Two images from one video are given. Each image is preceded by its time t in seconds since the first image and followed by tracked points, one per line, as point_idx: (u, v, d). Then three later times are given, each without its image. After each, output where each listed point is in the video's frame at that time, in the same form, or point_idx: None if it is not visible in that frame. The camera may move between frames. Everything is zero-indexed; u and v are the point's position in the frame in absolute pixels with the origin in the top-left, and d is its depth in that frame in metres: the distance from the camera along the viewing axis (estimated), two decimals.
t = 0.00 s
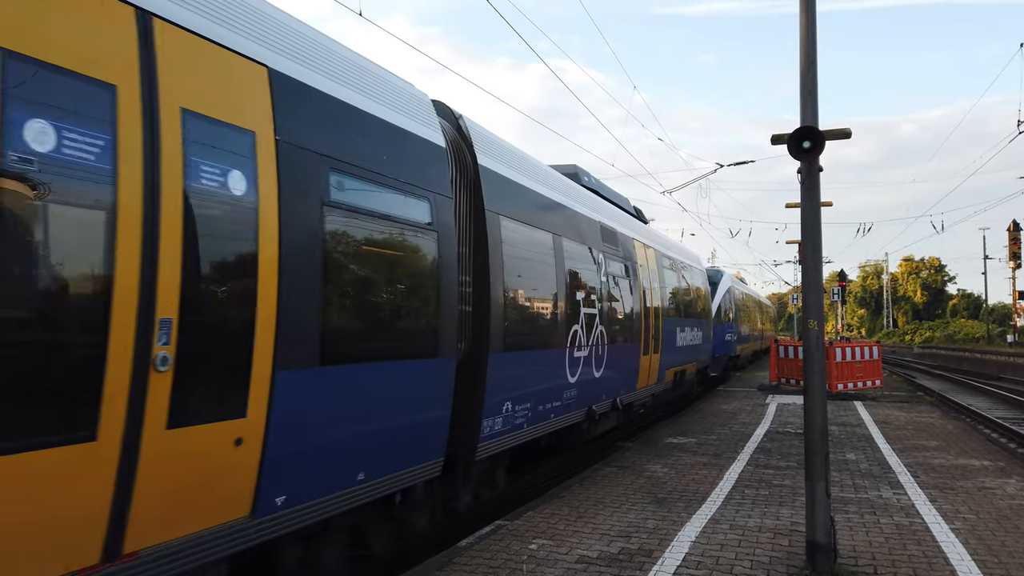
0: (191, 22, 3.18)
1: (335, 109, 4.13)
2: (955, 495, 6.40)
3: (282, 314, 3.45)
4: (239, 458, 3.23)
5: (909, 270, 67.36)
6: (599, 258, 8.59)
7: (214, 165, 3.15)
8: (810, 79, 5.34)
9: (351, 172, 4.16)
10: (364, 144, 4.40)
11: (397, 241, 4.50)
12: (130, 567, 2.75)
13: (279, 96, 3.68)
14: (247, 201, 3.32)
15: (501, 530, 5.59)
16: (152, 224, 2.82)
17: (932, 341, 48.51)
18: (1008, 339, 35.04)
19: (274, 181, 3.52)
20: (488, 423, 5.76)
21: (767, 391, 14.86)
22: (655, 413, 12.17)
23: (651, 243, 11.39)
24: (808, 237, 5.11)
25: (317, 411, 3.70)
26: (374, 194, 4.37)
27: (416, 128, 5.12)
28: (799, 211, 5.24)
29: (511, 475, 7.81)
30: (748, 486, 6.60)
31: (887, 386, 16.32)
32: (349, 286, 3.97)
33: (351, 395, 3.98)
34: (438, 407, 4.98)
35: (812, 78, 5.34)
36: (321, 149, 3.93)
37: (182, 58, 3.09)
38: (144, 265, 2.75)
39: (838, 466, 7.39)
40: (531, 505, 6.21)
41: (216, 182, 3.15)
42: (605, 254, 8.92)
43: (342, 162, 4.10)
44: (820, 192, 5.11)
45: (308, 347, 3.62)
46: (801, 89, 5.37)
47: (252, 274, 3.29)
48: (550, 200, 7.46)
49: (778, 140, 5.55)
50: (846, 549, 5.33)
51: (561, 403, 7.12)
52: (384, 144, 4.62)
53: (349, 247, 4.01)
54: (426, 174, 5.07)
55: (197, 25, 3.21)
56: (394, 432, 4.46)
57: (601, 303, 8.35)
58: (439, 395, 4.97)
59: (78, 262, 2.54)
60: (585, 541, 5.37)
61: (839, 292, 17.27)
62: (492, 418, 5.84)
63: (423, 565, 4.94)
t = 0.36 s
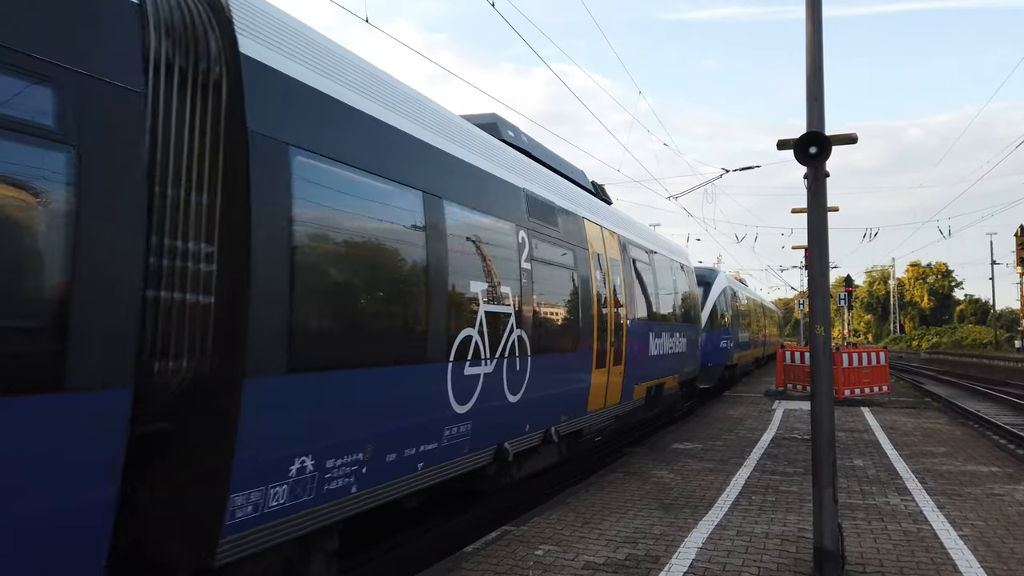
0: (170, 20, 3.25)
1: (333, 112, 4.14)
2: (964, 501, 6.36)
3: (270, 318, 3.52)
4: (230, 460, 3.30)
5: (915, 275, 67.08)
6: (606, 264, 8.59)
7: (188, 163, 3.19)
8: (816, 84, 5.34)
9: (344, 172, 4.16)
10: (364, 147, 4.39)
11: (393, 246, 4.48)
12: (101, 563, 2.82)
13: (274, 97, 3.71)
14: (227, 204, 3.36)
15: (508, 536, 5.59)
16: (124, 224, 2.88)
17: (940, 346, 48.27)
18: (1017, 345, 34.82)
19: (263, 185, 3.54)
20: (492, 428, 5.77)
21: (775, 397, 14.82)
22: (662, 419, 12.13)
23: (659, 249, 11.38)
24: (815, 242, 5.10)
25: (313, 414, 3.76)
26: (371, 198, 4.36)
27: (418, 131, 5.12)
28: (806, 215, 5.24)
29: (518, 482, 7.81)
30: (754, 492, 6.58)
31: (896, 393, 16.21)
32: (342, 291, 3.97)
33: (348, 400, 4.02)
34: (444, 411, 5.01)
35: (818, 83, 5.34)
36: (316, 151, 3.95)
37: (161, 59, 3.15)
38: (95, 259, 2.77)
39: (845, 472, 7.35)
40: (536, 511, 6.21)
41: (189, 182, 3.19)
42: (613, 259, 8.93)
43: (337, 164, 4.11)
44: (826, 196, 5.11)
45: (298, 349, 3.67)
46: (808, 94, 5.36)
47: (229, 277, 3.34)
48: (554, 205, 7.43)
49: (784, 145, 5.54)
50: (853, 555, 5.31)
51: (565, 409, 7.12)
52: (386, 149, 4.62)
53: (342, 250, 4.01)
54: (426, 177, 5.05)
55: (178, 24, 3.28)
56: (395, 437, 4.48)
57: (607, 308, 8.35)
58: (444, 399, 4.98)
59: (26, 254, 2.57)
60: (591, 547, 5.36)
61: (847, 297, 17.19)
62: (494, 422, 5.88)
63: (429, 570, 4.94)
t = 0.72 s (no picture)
0: (167, 20, 3.19)
1: (327, 117, 4.13)
2: (970, 508, 6.33)
3: (270, 324, 3.47)
4: (232, 466, 3.27)
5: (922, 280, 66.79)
6: (610, 269, 8.58)
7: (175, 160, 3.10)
8: (820, 90, 5.34)
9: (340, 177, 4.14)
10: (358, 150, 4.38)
11: (390, 249, 4.48)
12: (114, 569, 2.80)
13: (267, 101, 3.70)
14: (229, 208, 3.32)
15: (512, 542, 5.59)
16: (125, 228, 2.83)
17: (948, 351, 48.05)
18: None
19: (256, 191, 3.51)
20: (495, 433, 5.79)
21: (780, 402, 14.79)
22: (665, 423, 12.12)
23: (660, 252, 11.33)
24: (819, 247, 5.09)
25: (316, 420, 3.76)
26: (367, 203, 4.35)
27: (415, 137, 5.10)
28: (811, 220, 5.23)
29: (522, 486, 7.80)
30: (759, 498, 6.57)
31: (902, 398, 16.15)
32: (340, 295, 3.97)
33: (348, 404, 4.03)
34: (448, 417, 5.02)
35: (822, 89, 5.34)
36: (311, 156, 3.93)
37: (154, 60, 3.08)
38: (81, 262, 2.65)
39: (851, 479, 7.33)
40: (540, 517, 6.21)
41: (184, 184, 3.12)
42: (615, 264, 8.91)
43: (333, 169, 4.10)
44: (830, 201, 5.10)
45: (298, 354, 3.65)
46: (812, 100, 5.37)
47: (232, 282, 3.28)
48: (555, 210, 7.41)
49: (789, 150, 5.54)
50: (859, 561, 5.29)
51: (570, 415, 7.10)
52: (382, 154, 4.61)
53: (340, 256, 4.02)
54: (422, 179, 5.04)
55: (175, 25, 3.22)
56: (398, 443, 4.50)
57: (612, 313, 8.35)
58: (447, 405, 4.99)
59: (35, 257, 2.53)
60: (596, 553, 5.35)
61: (853, 302, 17.16)
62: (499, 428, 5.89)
63: None
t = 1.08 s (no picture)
0: (170, 30, 3.14)
1: (333, 126, 4.10)
2: (974, 513, 6.30)
3: (277, 334, 3.48)
4: (240, 472, 3.27)
5: (926, 284, 66.59)
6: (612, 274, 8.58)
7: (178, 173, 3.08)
8: (822, 95, 5.34)
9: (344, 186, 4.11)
10: (364, 159, 4.38)
11: (396, 255, 4.49)
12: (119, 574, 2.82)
13: (272, 112, 3.67)
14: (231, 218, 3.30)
15: (515, 547, 5.59)
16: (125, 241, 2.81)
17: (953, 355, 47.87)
18: None
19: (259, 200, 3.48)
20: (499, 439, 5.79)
21: (783, 406, 14.77)
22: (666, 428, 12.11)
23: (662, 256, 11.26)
24: (822, 253, 5.09)
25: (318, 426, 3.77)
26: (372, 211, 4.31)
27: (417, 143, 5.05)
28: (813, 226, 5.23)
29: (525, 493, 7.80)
30: (762, 504, 6.55)
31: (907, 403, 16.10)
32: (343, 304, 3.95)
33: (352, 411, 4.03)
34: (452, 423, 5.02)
35: (824, 93, 5.34)
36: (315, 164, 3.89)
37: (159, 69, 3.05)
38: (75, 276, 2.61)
39: (855, 484, 7.31)
40: (543, 522, 6.21)
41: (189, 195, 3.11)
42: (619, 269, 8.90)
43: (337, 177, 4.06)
44: (832, 207, 5.10)
45: (301, 362, 3.66)
46: (814, 105, 5.37)
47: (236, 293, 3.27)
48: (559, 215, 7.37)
49: (791, 155, 5.54)
50: (863, 567, 5.27)
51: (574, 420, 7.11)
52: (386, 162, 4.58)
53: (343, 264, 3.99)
54: (426, 186, 5.05)
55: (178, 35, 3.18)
56: (401, 449, 4.51)
57: (616, 319, 8.35)
58: (450, 410, 5.00)
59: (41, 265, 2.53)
60: (599, 559, 5.35)
61: (856, 306, 17.14)
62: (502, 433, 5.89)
63: None
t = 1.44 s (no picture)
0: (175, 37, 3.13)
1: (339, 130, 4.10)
2: (979, 519, 6.28)
3: (286, 338, 3.47)
4: (245, 475, 3.27)
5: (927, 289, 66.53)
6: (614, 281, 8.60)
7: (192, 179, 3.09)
8: (825, 100, 5.35)
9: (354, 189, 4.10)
10: (374, 165, 4.38)
11: (408, 261, 4.50)
12: None
13: (282, 119, 3.68)
14: (242, 224, 3.30)
15: (518, 553, 5.57)
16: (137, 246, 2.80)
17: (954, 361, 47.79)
18: None
19: (269, 206, 3.47)
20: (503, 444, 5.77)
21: (784, 412, 14.74)
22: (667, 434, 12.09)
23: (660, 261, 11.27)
24: (825, 258, 5.09)
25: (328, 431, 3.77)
26: (381, 214, 4.31)
27: (423, 149, 5.05)
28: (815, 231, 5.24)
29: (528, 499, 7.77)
30: (766, 509, 6.54)
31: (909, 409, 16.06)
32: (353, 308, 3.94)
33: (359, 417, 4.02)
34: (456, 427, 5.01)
35: (827, 98, 5.35)
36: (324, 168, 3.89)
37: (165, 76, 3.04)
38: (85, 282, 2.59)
39: (859, 490, 7.29)
40: (546, 528, 6.19)
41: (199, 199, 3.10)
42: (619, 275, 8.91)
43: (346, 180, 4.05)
44: (835, 212, 5.10)
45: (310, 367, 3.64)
46: (817, 111, 5.37)
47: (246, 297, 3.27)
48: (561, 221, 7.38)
49: (793, 160, 5.55)
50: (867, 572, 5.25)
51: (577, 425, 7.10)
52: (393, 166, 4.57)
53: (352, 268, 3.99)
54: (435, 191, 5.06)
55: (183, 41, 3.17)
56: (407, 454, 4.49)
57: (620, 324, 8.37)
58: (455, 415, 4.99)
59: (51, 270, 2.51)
60: (602, 564, 5.33)
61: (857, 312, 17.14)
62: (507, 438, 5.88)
63: None
